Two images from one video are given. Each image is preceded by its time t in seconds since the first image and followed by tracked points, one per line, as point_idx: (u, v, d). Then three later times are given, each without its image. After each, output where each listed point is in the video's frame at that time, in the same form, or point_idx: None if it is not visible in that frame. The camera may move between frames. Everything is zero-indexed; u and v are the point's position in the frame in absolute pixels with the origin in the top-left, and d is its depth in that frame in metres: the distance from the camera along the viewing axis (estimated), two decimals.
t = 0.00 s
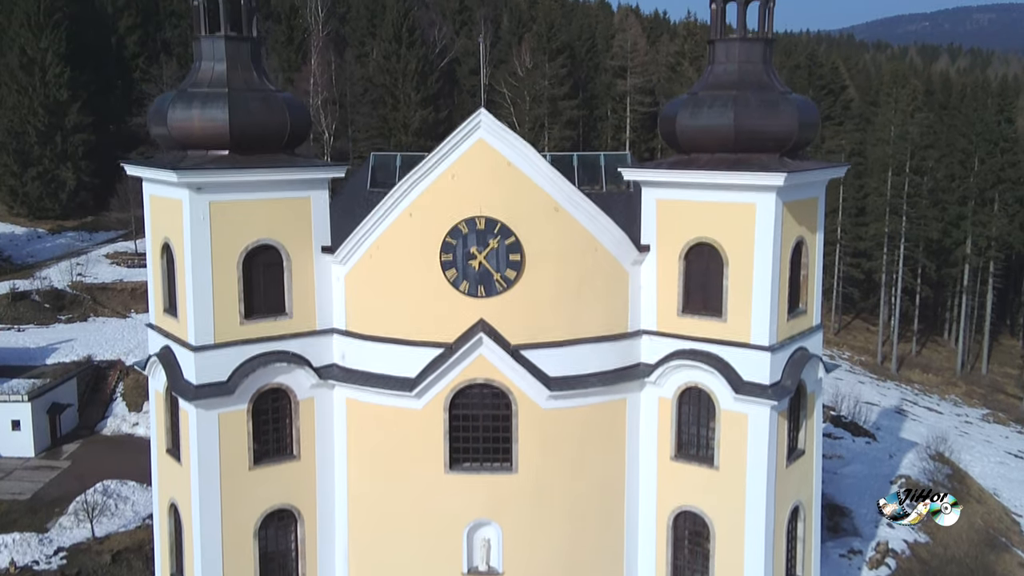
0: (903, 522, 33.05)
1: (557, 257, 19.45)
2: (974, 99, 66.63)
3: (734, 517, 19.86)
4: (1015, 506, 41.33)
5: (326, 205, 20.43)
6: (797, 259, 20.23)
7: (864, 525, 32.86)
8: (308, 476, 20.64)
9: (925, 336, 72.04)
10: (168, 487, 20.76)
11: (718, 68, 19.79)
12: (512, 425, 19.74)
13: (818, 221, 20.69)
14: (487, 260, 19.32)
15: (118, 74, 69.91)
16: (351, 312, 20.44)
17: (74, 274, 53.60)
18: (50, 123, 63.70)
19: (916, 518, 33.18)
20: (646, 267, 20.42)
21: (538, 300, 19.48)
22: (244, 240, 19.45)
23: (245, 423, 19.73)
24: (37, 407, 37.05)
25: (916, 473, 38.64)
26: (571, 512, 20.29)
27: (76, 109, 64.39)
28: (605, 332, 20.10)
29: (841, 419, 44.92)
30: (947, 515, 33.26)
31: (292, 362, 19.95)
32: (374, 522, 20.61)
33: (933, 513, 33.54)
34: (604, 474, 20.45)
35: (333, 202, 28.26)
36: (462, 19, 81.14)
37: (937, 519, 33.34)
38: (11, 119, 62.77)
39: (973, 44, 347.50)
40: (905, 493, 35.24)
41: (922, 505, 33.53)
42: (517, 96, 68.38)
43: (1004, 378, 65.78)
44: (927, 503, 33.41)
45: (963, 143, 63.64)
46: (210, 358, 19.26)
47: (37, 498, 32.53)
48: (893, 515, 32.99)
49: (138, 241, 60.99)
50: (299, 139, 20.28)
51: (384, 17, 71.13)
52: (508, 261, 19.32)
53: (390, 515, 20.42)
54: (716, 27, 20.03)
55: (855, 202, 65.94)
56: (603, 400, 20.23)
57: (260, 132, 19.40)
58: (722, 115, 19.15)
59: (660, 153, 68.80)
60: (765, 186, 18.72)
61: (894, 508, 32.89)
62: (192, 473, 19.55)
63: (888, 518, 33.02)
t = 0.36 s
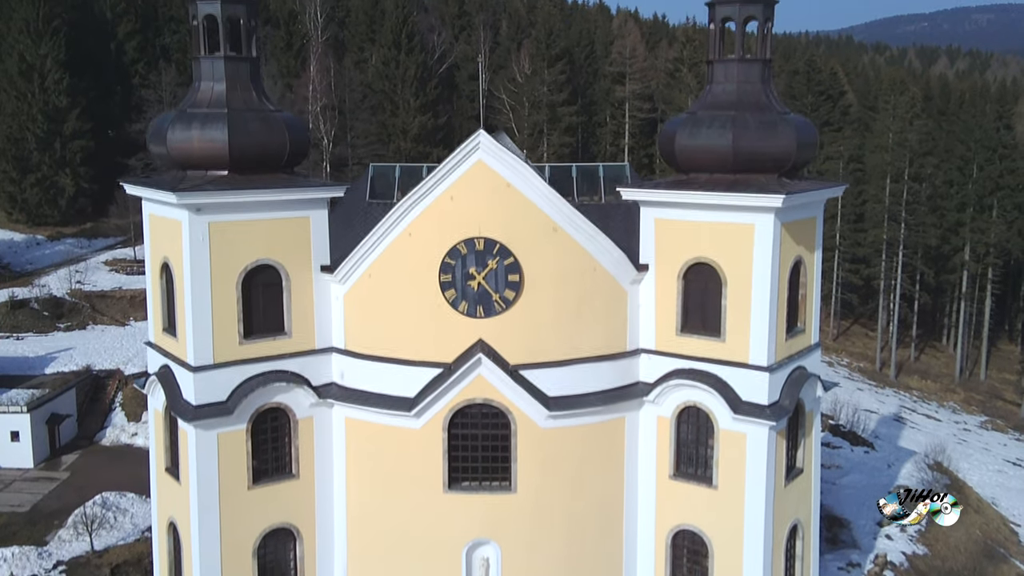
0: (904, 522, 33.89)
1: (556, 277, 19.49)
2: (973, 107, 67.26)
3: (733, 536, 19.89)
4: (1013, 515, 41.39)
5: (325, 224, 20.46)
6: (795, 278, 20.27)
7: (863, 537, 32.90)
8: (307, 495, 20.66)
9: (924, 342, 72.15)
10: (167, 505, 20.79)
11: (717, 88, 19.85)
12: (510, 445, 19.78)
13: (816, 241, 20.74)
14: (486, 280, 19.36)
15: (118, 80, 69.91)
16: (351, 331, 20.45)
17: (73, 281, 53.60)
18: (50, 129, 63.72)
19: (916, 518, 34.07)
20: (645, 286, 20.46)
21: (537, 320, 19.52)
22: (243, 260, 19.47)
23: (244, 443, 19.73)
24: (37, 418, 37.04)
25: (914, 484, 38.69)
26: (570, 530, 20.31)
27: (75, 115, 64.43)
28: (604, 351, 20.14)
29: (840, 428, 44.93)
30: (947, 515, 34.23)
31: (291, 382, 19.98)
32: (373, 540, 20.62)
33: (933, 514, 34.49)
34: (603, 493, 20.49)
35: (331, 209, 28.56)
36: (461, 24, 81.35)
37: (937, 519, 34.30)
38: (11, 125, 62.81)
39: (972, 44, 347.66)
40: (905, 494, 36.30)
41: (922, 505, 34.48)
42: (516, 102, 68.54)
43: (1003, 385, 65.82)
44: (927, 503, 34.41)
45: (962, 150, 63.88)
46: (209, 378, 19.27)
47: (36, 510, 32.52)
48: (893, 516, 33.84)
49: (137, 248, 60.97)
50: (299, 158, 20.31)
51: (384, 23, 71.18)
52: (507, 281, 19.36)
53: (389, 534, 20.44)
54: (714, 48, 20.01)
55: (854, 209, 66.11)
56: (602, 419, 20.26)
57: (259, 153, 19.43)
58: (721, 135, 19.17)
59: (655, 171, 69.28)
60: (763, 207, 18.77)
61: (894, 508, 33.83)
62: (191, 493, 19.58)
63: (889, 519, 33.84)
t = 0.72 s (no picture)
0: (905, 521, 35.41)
1: (556, 297, 19.55)
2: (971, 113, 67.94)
3: (731, 555, 19.94)
4: (1013, 525, 41.42)
5: (326, 244, 20.54)
6: (795, 298, 20.34)
7: (863, 549, 32.99)
8: (307, 513, 20.72)
9: (924, 347, 72.25)
10: (168, 523, 20.86)
11: (716, 109, 19.89)
12: (510, 464, 19.83)
13: (816, 260, 20.82)
14: (485, 301, 19.43)
15: (119, 86, 69.90)
16: (351, 351, 20.52)
17: (74, 289, 53.64)
18: (50, 136, 63.77)
19: (916, 518, 35.68)
20: (645, 306, 20.52)
21: (536, 341, 19.58)
22: (244, 281, 19.54)
23: (244, 462, 19.79)
24: (37, 429, 37.08)
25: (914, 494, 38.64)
26: (570, 549, 20.35)
27: (76, 122, 64.49)
28: (604, 371, 20.20)
29: (840, 437, 44.90)
30: (946, 516, 36.00)
31: (291, 401, 20.05)
32: (373, 559, 20.67)
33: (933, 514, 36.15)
34: (602, 512, 20.55)
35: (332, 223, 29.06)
36: (461, 29, 81.64)
37: (938, 519, 36.00)
38: (12, 132, 62.89)
39: (974, 45, 347.45)
40: (905, 495, 38.02)
41: (923, 506, 36.15)
42: (517, 109, 68.67)
43: (1003, 391, 65.84)
44: (926, 504, 36.14)
45: (962, 157, 64.14)
46: (210, 398, 19.33)
47: (37, 523, 32.57)
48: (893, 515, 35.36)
49: (138, 254, 61.03)
50: (299, 177, 20.38)
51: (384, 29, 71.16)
52: (507, 302, 19.43)
53: (389, 553, 20.50)
54: (713, 69, 20.07)
55: (854, 216, 66.29)
56: (602, 438, 20.32)
57: (260, 174, 19.48)
58: (719, 157, 19.23)
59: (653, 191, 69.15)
60: (763, 229, 18.84)
61: (895, 508, 35.56)
62: (191, 512, 19.63)
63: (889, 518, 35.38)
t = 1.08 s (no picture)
0: (903, 522, 36.02)
1: (557, 317, 19.64)
2: (970, 121, 68.38)
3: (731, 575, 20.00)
4: (1013, 535, 41.45)
5: (326, 264, 20.62)
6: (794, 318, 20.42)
7: (863, 561, 33.11)
8: (308, 532, 20.80)
9: (924, 354, 72.35)
10: (169, 541, 20.95)
11: (716, 130, 19.98)
12: (511, 484, 19.91)
13: (815, 279, 20.93)
14: (486, 322, 19.51)
15: (121, 93, 70.05)
16: (352, 370, 20.61)
17: (75, 297, 53.71)
18: (52, 143, 63.96)
19: (916, 518, 36.17)
20: (644, 325, 20.60)
21: (537, 361, 19.65)
22: (246, 302, 19.63)
23: (245, 482, 19.87)
24: (39, 440, 37.17)
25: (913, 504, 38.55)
26: (570, 568, 20.42)
27: (78, 129, 64.66)
28: (603, 390, 20.27)
29: (840, 446, 44.89)
30: (946, 515, 36.39)
31: (293, 421, 20.13)
32: None
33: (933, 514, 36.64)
34: (602, 530, 20.61)
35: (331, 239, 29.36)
36: (463, 35, 81.66)
37: (937, 519, 36.48)
38: (14, 139, 63.14)
39: (975, 45, 347.39)
40: (905, 494, 38.45)
41: (923, 506, 36.53)
42: (517, 115, 68.88)
43: (1004, 398, 65.87)
44: (927, 503, 36.49)
45: (962, 164, 63.82)
46: (211, 419, 19.42)
47: (39, 535, 32.67)
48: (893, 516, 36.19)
49: (139, 261, 61.13)
50: (300, 197, 20.47)
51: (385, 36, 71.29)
52: (507, 323, 19.51)
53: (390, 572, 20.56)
54: (713, 90, 20.15)
55: (854, 222, 66.30)
56: (602, 458, 20.39)
57: (261, 195, 19.57)
58: (719, 178, 19.29)
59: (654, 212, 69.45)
60: (762, 251, 18.92)
61: (894, 509, 36.16)
62: (192, 532, 19.71)
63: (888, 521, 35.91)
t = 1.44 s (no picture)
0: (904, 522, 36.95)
1: (556, 338, 19.73)
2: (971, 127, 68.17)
3: None
4: (1012, 545, 41.46)
5: (327, 284, 20.72)
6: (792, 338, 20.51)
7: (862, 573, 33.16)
8: (308, 551, 20.88)
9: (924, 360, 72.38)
10: (171, 560, 21.05)
11: (714, 151, 20.10)
12: (510, 504, 19.99)
13: (813, 300, 21.05)
14: (486, 343, 19.60)
15: (121, 99, 70.15)
16: (352, 390, 20.71)
17: (76, 306, 53.74)
18: (53, 150, 64.10)
19: (916, 518, 37.10)
20: (643, 345, 20.70)
21: (536, 382, 19.75)
22: (247, 323, 19.73)
23: (246, 502, 19.96)
24: (41, 451, 37.26)
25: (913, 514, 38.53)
26: None
27: (79, 136, 64.80)
28: (603, 410, 20.35)
29: (839, 455, 44.92)
30: (946, 515, 37.45)
31: (293, 441, 20.22)
32: None
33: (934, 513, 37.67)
34: (602, 550, 20.69)
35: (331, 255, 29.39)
36: (463, 40, 81.81)
37: (937, 519, 37.59)
38: (15, 147, 63.32)
39: (974, 47, 347.56)
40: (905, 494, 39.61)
41: (923, 506, 37.54)
42: (518, 122, 69.02)
43: (1003, 404, 65.90)
44: (926, 503, 37.51)
45: (962, 172, 64.02)
46: (212, 439, 19.50)
47: (41, 547, 32.77)
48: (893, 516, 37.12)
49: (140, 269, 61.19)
50: (301, 218, 20.56)
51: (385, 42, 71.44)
52: (507, 344, 19.61)
53: None
54: (711, 112, 20.25)
55: (854, 228, 66.35)
56: (601, 477, 20.48)
57: (262, 216, 19.65)
58: (717, 200, 19.38)
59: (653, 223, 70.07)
60: (760, 273, 19.01)
61: (894, 508, 37.14)
62: (193, 551, 19.80)
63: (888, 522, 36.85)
